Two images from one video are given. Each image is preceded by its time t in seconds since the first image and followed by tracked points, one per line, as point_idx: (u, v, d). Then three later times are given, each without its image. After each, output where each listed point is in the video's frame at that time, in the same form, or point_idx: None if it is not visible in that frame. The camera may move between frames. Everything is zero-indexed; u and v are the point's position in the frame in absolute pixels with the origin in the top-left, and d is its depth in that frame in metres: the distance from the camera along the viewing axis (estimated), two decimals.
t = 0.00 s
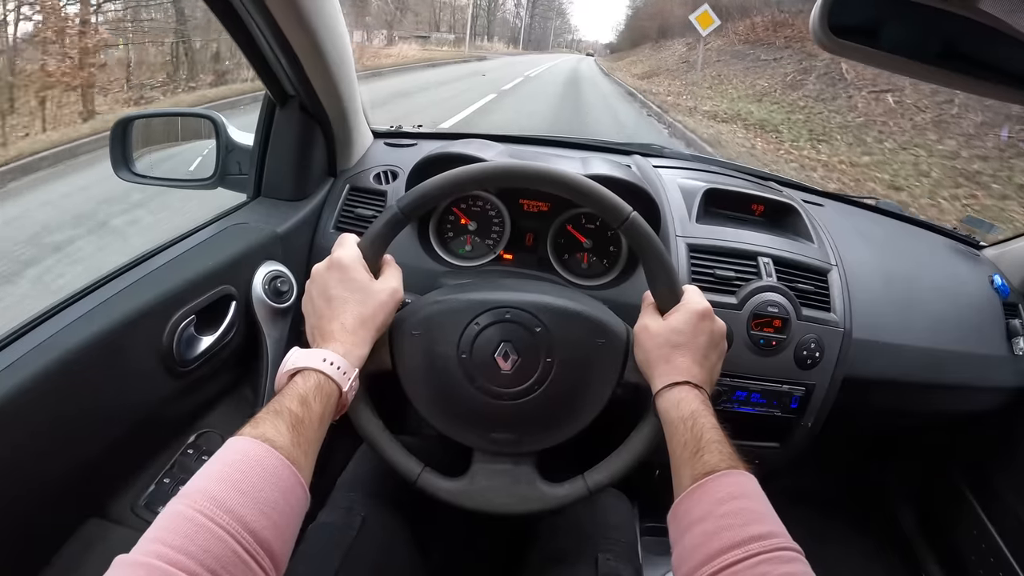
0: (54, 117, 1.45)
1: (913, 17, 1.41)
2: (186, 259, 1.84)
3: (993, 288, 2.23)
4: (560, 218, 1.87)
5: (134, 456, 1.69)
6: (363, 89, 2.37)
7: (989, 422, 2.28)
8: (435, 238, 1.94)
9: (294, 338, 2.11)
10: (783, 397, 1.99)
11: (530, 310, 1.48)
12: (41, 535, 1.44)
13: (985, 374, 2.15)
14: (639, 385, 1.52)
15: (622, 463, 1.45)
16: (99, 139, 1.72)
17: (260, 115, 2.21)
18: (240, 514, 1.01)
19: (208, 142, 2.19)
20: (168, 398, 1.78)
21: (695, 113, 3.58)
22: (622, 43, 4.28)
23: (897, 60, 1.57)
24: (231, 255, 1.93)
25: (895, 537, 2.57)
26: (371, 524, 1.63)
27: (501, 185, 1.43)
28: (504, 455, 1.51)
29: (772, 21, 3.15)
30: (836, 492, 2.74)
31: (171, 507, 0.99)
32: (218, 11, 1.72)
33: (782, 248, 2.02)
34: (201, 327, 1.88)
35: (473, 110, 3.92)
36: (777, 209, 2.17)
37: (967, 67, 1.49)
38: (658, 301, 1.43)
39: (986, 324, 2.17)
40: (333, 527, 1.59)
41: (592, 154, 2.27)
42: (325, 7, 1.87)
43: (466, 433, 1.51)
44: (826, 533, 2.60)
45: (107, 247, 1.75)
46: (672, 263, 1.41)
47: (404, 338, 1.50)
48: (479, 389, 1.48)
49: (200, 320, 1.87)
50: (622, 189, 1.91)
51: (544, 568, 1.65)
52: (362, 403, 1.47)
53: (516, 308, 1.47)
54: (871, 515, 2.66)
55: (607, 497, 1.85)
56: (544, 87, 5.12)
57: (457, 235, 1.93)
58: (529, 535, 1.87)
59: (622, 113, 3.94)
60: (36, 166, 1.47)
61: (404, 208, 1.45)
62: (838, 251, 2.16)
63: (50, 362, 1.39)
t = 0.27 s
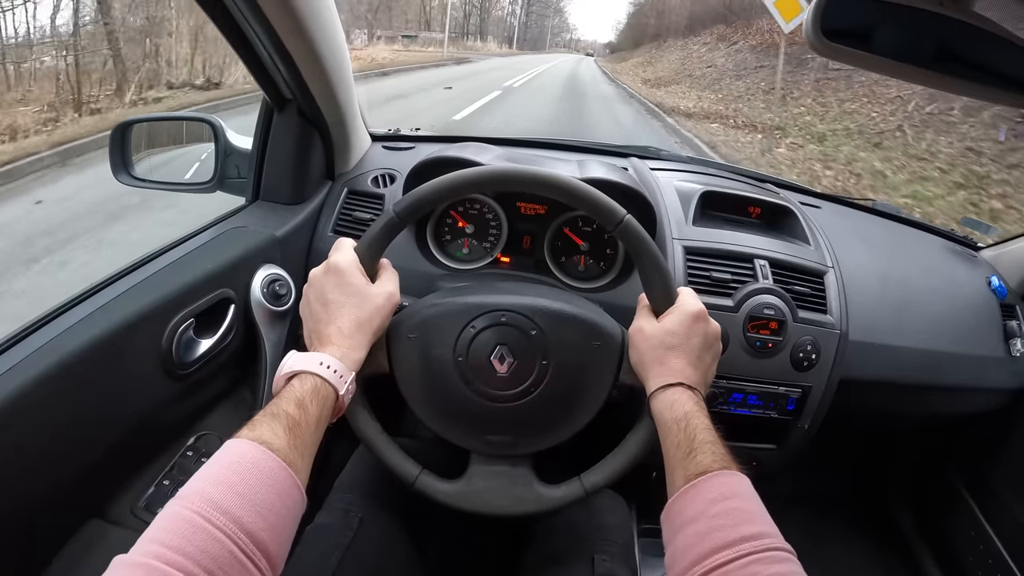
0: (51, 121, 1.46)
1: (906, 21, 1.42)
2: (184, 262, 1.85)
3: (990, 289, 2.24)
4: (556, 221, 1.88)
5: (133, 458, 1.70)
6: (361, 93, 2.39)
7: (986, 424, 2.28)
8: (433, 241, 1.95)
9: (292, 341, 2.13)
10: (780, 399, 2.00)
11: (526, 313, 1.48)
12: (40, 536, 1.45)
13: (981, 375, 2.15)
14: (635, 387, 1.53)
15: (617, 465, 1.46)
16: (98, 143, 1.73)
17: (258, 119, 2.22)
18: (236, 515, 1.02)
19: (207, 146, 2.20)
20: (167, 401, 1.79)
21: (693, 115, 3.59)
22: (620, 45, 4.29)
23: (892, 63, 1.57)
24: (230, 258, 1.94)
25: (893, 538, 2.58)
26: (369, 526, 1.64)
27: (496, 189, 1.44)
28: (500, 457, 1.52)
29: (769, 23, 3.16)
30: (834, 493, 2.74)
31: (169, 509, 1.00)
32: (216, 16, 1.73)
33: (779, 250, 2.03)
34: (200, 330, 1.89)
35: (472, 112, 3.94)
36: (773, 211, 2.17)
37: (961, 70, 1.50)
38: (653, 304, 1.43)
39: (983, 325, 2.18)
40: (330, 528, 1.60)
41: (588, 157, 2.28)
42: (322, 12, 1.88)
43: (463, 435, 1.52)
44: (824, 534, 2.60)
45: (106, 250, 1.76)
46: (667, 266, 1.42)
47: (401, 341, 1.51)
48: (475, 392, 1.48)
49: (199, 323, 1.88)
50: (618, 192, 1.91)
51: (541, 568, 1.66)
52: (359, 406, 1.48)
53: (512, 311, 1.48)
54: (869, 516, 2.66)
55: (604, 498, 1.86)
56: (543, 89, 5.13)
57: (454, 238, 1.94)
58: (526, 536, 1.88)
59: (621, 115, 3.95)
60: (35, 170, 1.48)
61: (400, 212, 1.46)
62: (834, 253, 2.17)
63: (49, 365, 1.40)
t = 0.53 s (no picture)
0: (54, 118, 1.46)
1: (914, 22, 1.42)
2: (188, 261, 1.84)
3: (993, 291, 2.23)
4: (561, 221, 1.88)
5: (136, 458, 1.69)
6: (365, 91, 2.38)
7: (988, 425, 2.29)
8: (437, 240, 1.95)
9: (295, 340, 2.12)
10: (784, 400, 2.00)
11: (533, 313, 1.48)
12: (43, 536, 1.44)
13: (984, 377, 2.16)
14: (641, 387, 1.53)
15: (623, 465, 1.46)
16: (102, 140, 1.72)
17: (262, 117, 2.22)
18: (244, 517, 1.01)
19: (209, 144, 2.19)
20: (171, 400, 1.78)
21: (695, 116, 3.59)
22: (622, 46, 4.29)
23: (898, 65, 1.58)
24: (233, 256, 1.93)
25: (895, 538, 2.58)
26: (374, 526, 1.64)
27: (503, 188, 1.43)
28: (506, 457, 1.52)
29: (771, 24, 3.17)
30: (836, 494, 2.75)
31: (176, 511, 0.99)
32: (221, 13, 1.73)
33: (783, 251, 2.03)
34: (203, 329, 1.88)
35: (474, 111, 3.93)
36: (777, 212, 2.18)
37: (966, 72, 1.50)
38: (660, 304, 1.43)
39: (986, 326, 2.18)
40: (335, 528, 1.59)
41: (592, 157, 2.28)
42: (328, 9, 1.87)
43: (469, 435, 1.52)
44: (826, 534, 2.60)
45: (110, 248, 1.75)
46: (674, 266, 1.42)
47: (407, 340, 1.51)
48: (482, 391, 1.48)
49: (203, 322, 1.88)
50: (623, 192, 1.91)
51: (546, 568, 1.66)
52: (366, 406, 1.48)
53: (518, 311, 1.48)
54: (871, 517, 2.67)
55: (608, 498, 1.86)
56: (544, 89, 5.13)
57: (459, 238, 1.93)
58: (531, 536, 1.88)
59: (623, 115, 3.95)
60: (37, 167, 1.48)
61: (406, 212, 1.45)
62: (838, 254, 2.17)
63: (54, 363, 1.39)
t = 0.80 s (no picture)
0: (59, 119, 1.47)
1: (912, 25, 1.43)
2: (188, 261, 1.85)
3: (991, 293, 2.23)
4: (560, 222, 1.88)
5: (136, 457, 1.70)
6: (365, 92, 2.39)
7: (986, 426, 2.29)
8: (437, 241, 1.95)
9: (294, 340, 2.12)
10: (782, 401, 2.00)
11: (532, 314, 1.48)
12: (43, 534, 1.44)
13: (982, 378, 2.16)
14: (639, 388, 1.53)
15: (622, 466, 1.46)
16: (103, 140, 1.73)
17: (262, 117, 2.22)
18: (244, 517, 1.02)
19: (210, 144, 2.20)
20: (170, 400, 1.78)
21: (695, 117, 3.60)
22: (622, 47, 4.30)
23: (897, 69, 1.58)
24: (233, 256, 1.93)
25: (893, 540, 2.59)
26: (373, 526, 1.64)
27: (502, 189, 1.44)
28: (505, 458, 1.52)
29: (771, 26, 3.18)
30: (834, 495, 2.75)
31: (176, 511, 1.00)
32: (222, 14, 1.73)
33: (782, 253, 2.03)
34: (203, 329, 1.88)
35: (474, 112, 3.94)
36: (776, 213, 2.18)
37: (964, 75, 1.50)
38: (659, 305, 1.43)
39: (984, 328, 2.18)
40: (334, 528, 1.60)
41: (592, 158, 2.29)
42: (329, 11, 1.88)
43: (468, 436, 1.52)
44: (825, 536, 2.61)
45: (110, 248, 1.76)
46: (673, 267, 1.42)
47: (406, 341, 1.51)
48: (480, 392, 1.49)
49: (203, 322, 1.88)
50: (622, 194, 1.92)
51: (543, 568, 1.66)
52: (365, 406, 1.48)
53: (517, 312, 1.48)
54: (869, 518, 2.67)
55: (606, 500, 1.86)
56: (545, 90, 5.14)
57: (458, 239, 1.94)
58: (529, 537, 1.88)
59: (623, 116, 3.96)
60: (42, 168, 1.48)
61: (406, 212, 1.46)
62: (837, 255, 2.18)
63: (55, 363, 1.40)
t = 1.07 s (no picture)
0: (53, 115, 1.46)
1: (915, 20, 1.42)
2: (185, 258, 1.84)
3: (992, 291, 2.22)
4: (560, 219, 1.87)
5: (132, 455, 1.69)
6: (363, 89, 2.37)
7: (987, 425, 2.28)
8: (435, 238, 1.94)
9: (292, 338, 2.11)
10: (783, 399, 1.99)
11: (530, 311, 1.47)
12: (37, 532, 1.43)
13: (983, 377, 2.15)
14: (639, 386, 1.52)
15: (621, 464, 1.45)
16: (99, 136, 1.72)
17: (261, 114, 2.21)
18: (239, 515, 1.00)
19: (208, 141, 2.19)
20: (167, 397, 1.77)
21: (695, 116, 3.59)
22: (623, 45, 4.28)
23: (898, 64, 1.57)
24: (230, 254, 1.92)
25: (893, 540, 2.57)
26: (370, 525, 1.63)
27: (500, 186, 1.43)
28: (503, 456, 1.51)
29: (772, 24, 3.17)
30: (835, 495, 2.74)
31: (170, 509, 0.98)
32: (218, 9, 1.72)
33: (782, 251, 2.02)
34: (200, 326, 1.87)
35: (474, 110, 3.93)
36: (777, 211, 2.17)
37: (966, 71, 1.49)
38: (658, 302, 1.42)
39: (985, 327, 2.17)
40: (331, 527, 1.59)
41: (592, 155, 2.27)
42: (327, 7, 1.87)
43: (466, 434, 1.51)
44: (825, 535, 2.60)
45: (107, 245, 1.75)
46: (673, 264, 1.41)
47: (404, 338, 1.50)
48: (478, 390, 1.47)
49: (200, 319, 1.87)
50: (622, 191, 1.90)
51: (541, 568, 1.65)
52: (362, 404, 1.47)
53: (516, 309, 1.47)
54: (870, 517, 2.66)
55: (605, 499, 1.85)
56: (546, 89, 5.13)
57: (457, 236, 1.93)
58: (527, 536, 1.87)
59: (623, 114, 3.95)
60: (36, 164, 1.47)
61: (403, 209, 1.45)
62: (837, 253, 2.16)
63: (49, 359, 1.39)
